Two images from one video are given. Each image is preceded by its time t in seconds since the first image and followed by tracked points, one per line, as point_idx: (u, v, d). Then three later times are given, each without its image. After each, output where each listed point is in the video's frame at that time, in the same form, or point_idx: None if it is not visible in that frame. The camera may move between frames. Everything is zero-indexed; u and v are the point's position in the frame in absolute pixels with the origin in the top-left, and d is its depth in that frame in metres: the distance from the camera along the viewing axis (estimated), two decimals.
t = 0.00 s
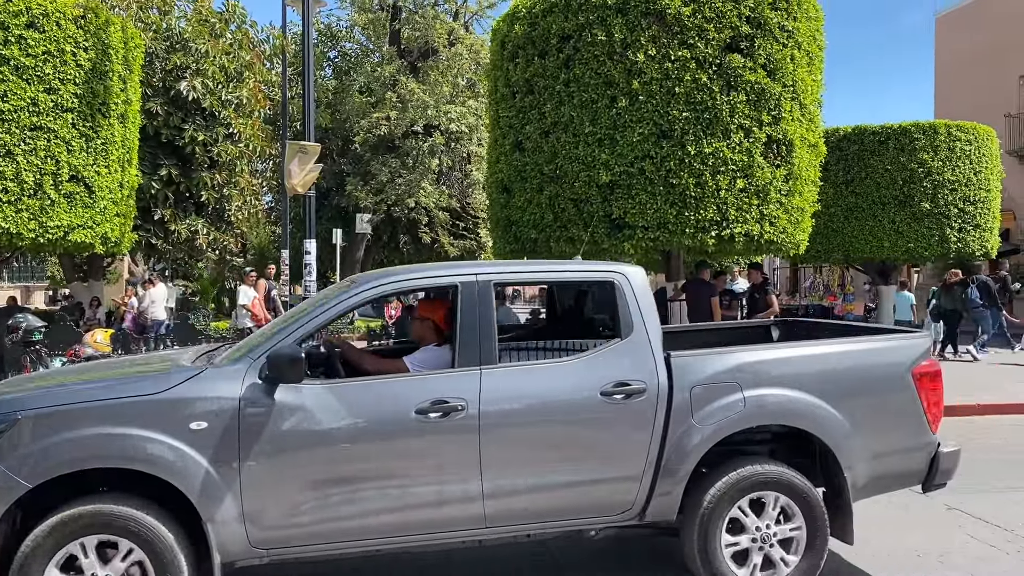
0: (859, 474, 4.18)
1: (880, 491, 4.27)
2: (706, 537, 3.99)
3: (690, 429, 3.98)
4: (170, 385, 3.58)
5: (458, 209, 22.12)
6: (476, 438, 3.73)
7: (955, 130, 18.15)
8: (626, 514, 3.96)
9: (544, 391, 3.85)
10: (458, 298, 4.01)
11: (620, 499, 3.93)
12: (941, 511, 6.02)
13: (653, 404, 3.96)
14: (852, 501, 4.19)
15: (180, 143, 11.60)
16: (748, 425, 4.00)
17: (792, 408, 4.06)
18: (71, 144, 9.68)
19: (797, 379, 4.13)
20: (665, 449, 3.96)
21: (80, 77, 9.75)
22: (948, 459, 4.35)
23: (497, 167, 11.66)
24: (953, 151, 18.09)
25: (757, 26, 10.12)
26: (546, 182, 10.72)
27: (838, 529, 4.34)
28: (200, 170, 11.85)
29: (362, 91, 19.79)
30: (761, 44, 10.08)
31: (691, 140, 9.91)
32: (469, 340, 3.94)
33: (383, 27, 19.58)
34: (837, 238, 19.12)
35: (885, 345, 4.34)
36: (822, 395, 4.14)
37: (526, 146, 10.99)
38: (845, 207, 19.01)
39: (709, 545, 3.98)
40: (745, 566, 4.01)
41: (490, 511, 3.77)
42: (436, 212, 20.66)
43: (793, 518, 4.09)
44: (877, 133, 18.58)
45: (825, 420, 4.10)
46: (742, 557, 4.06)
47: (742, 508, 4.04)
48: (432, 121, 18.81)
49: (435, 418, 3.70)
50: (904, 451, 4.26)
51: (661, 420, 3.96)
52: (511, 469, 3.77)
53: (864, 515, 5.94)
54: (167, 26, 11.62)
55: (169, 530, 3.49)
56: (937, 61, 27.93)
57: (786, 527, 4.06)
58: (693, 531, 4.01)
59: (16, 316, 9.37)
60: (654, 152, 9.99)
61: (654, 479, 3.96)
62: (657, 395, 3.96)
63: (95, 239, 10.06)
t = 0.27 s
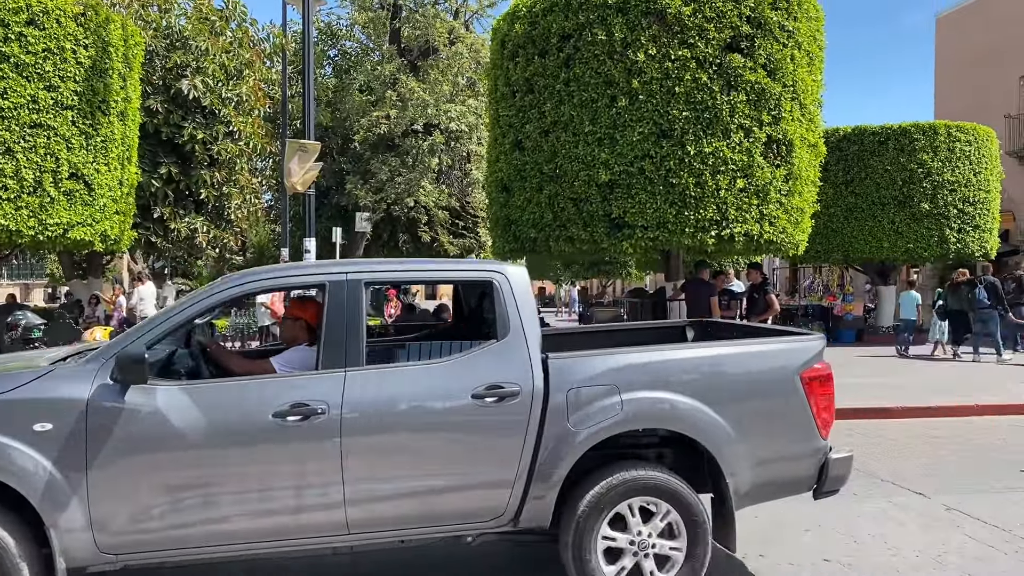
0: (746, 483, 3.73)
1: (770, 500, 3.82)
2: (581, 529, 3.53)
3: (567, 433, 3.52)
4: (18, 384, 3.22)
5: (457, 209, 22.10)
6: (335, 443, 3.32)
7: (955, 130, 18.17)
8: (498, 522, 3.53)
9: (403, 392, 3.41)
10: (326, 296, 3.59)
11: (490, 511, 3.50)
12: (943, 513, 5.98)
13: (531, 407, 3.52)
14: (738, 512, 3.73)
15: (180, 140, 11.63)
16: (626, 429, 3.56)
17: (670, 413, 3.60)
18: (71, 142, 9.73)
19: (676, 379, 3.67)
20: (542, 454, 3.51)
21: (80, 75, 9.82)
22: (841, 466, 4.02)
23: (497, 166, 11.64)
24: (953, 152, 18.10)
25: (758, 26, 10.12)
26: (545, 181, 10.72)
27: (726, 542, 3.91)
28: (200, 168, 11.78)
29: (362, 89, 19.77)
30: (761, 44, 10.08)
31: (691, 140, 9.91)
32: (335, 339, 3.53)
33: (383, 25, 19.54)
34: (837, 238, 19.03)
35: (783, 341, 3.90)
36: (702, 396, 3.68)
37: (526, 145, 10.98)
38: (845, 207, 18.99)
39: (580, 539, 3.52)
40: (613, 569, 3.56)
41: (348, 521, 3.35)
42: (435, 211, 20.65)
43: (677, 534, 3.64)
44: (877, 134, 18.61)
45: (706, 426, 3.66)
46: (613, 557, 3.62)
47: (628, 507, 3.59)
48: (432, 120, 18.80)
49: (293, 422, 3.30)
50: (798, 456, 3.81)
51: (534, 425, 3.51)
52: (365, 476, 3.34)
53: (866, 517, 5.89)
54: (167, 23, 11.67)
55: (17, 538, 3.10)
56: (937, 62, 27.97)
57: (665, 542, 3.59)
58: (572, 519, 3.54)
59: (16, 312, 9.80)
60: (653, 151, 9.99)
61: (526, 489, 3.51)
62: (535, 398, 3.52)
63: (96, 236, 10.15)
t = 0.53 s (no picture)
0: (629, 486, 3.84)
1: (655, 503, 3.93)
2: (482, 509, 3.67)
3: (447, 437, 3.65)
4: None
5: (463, 207, 22.13)
6: (203, 444, 3.44)
7: (962, 130, 18.13)
8: (374, 527, 3.64)
9: (282, 395, 3.54)
10: (198, 295, 3.74)
11: (368, 513, 3.61)
12: (948, 513, 5.95)
13: (403, 412, 3.64)
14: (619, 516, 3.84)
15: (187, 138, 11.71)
16: (507, 432, 3.68)
17: (556, 416, 3.73)
18: (79, 139, 9.77)
19: (560, 383, 3.80)
20: (417, 458, 3.63)
21: (88, 72, 9.85)
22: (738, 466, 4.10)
23: (502, 164, 11.65)
24: (960, 152, 18.07)
25: (765, 25, 10.11)
26: (551, 179, 10.72)
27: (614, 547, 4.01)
28: (208, 166, 11.80)
29: (368, 88, 19.82)
30: (768, 43, 10.07)
31: (697, 139, 9.91)
32: (208, 341, 3.67)
33: (389, 23, 19.57)
34: (843, 237, 19.04)
35: (665, 347, 4.03)
36: (589, 400, 3.82)
37: (531, 144, 10.99)
38: (851, 206, 18.96)
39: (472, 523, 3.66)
40: (489, 561, 3.68)
41: (216, 524, 3.47)
42: (441, 210, 20.69)
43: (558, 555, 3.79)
44: (883, 133, 18.58)
45: (592, 429, 3.78)
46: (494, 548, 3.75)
47: (530, 509, 3.73)
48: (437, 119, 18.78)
49: (159, 423, 3.43)
50: (682, 459, 3.94)
51: (414, 429, 3.63)
52: (236, 479, 3.47)
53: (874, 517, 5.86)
54: (174, 21, 11.76)
55: None
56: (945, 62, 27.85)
57: (547, 558, 3.71)
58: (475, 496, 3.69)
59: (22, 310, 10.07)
60: (660, 150, 9.98)
61: (405, 492, 3.64)
62: (413, 402, 3.65)
63: (102, 233, 10.15)
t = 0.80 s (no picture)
0: (517, 492, 3.76)
1: (547, 509, 3.84)
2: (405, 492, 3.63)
3: (325, 440, 3.59)
4: None
5: (473, 205, 22.17)
6: (70, 445, 3.41)
7: (975, 129, 18.05)
8: (252, 531, 3.59)
9: (153, 398, 3.50)
10: (73, 292, 3.71)
11: (242, 519, 3.57)
12: (959, 513, 5.91)
13: (279, 413, 3.59)
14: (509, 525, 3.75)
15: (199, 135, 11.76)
16: (386, 436, 3.61)
17: (438, 420, 3.65)
18: (91, 136, 9.82)
19: (447, 386, 3.72)
20: (293, 463, 3.59)
21: (100, 70, 9.90)
22: (640, 471, 3.98)
23: (512, 162, 11.64)
24: (972, 150, 17.98)
25: (776, 22, 10.08)
26: (561, 177, 10.69)
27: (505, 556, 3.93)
28: (219, 163, 11.88)
29: (378, 86, 19.86)
30: (779, 41, 10.04)
31: (708, 136, 9.89)
32: (80, 342, 3.64)
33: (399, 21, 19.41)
34: (854, 236, 18.96)
35: (561, 348, 3.92)
36: (475, 403, 3.74)
37: (541, 141, 10.97)
38: (862, 205, 18.88)
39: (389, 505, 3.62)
40: (370, 548, 3.61)
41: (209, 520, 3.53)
42: (451, 207, 20.73)
43: None
44: (895, 132, 18.49)
45: (477, 434, 3.70)
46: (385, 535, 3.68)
47: (442, 523, 3.67)
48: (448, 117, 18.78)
49: (24, 423, 3.41)
50: (575, 464, 3.83)
51: (291, 432, 3.58)
52: (104, 482, 3.43)
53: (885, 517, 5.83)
54: (185, 19, 11.82)
55: None
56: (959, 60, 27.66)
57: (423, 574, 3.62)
58: (403, 480, 3.65)
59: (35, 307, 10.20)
60: (670, 148, 9.96)
61: (281, 498, 3.59)
62: (289, 406, 3.59)
63: (114, 229, 10.25)
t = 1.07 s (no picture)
0: (404, 495, 3.65)
1: (437, 511, 3.72)
2: (323, 502, 3.56)
3: (203, 440, 3.50)
4: None
5: (484, 202, 22.18)
6: None
7: (990, 127, 17.93)
8: (129, 533, 3.51)
9: (23, 398, 3.42)
10: None
11: (116, 520, 3.49)
12: (973, 513, 5.86)
13: (158, 412, 3.50)
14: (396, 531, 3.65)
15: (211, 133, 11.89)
16: (263, 438, 3.50)
17: (319, 421, 3.53)
18: (104, 133, 9.86)
19: (331, 386, 3.60)
20: (170, 462, 3.51)
21: (114, 67, 9.93)
22: (535, 472, 3.85)
23: (524, 159, 11.61)
24: (988, 148, 17.87)
25: (790, 19, 10.03)
26: (572, 175, 10.67)
27: (395, 560, 3.84)
28: (232, 160, 11.95)
29: (390, 83, 19.88)
30: (792, 38, 10.00)
31: (721, 134, 9.85)
32: None
33: (411, 19, 19.65)
34: (867, 235, 18.84)
35: (455, 346, 3.77)
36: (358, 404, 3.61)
37: (553, 139, 10.95)
38: (876, 203, 18.77)
39: (305, 509, 3.55)
40: (257, 537, 3.53)
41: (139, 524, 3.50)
42: (462, 205, 20.76)
43: None
44: (910, 129, 18.34)
45: (362, 435, 3.59)
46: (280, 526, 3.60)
47: (335, 553, 3.58)
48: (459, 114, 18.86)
49: None
50: (465, 465, 3.71)
51: (167, 432, 3.50)
52: None
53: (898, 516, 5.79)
54: (198, 16, 11.87)
55: None
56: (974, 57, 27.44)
57: None
58: (314, 483, 3.59)
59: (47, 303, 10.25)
60: (682, 145, 9.92)
61: (157, 499, 3.51)
62: (165, 405, 3.50)
63: (127, 226, 10.34)
